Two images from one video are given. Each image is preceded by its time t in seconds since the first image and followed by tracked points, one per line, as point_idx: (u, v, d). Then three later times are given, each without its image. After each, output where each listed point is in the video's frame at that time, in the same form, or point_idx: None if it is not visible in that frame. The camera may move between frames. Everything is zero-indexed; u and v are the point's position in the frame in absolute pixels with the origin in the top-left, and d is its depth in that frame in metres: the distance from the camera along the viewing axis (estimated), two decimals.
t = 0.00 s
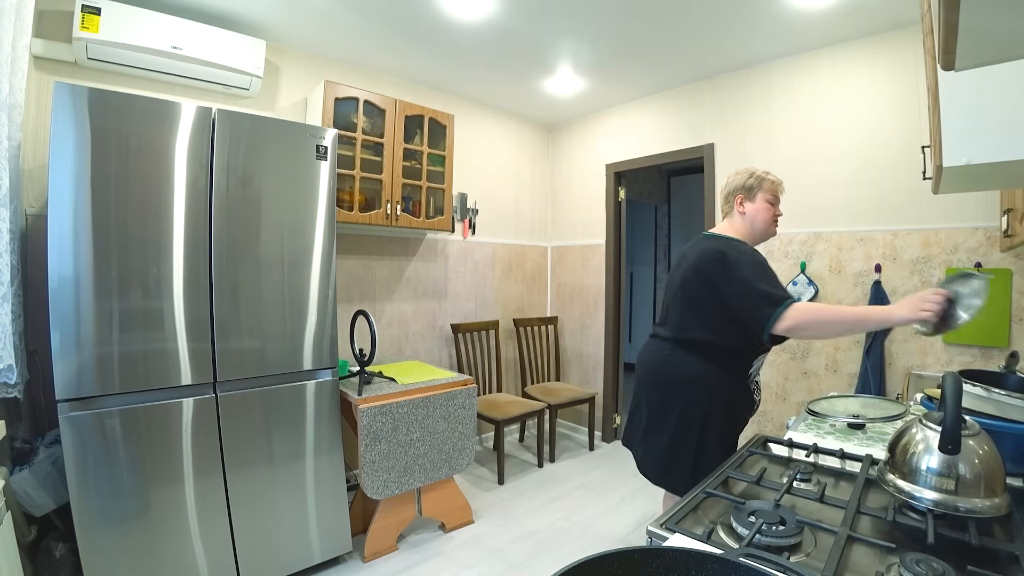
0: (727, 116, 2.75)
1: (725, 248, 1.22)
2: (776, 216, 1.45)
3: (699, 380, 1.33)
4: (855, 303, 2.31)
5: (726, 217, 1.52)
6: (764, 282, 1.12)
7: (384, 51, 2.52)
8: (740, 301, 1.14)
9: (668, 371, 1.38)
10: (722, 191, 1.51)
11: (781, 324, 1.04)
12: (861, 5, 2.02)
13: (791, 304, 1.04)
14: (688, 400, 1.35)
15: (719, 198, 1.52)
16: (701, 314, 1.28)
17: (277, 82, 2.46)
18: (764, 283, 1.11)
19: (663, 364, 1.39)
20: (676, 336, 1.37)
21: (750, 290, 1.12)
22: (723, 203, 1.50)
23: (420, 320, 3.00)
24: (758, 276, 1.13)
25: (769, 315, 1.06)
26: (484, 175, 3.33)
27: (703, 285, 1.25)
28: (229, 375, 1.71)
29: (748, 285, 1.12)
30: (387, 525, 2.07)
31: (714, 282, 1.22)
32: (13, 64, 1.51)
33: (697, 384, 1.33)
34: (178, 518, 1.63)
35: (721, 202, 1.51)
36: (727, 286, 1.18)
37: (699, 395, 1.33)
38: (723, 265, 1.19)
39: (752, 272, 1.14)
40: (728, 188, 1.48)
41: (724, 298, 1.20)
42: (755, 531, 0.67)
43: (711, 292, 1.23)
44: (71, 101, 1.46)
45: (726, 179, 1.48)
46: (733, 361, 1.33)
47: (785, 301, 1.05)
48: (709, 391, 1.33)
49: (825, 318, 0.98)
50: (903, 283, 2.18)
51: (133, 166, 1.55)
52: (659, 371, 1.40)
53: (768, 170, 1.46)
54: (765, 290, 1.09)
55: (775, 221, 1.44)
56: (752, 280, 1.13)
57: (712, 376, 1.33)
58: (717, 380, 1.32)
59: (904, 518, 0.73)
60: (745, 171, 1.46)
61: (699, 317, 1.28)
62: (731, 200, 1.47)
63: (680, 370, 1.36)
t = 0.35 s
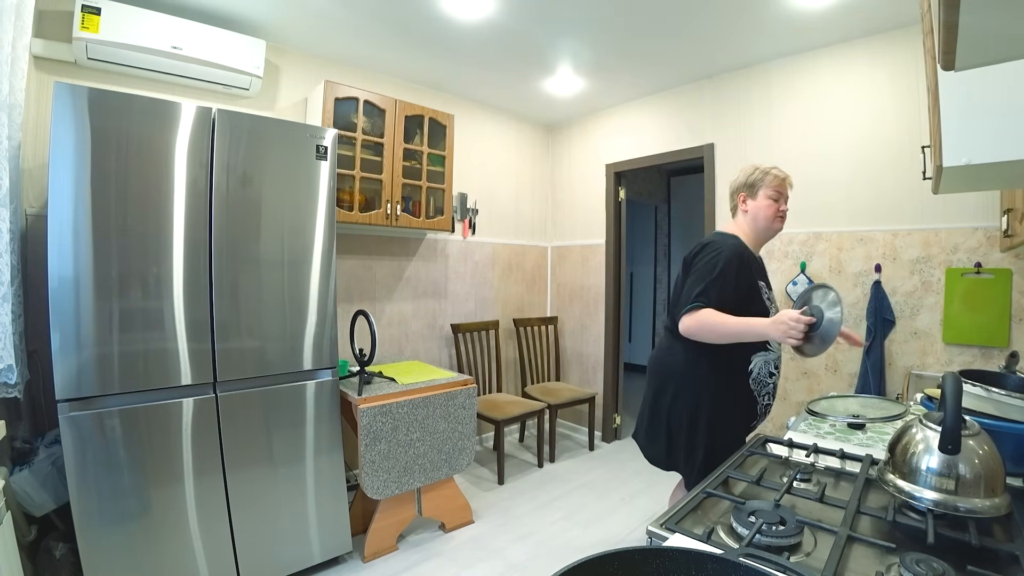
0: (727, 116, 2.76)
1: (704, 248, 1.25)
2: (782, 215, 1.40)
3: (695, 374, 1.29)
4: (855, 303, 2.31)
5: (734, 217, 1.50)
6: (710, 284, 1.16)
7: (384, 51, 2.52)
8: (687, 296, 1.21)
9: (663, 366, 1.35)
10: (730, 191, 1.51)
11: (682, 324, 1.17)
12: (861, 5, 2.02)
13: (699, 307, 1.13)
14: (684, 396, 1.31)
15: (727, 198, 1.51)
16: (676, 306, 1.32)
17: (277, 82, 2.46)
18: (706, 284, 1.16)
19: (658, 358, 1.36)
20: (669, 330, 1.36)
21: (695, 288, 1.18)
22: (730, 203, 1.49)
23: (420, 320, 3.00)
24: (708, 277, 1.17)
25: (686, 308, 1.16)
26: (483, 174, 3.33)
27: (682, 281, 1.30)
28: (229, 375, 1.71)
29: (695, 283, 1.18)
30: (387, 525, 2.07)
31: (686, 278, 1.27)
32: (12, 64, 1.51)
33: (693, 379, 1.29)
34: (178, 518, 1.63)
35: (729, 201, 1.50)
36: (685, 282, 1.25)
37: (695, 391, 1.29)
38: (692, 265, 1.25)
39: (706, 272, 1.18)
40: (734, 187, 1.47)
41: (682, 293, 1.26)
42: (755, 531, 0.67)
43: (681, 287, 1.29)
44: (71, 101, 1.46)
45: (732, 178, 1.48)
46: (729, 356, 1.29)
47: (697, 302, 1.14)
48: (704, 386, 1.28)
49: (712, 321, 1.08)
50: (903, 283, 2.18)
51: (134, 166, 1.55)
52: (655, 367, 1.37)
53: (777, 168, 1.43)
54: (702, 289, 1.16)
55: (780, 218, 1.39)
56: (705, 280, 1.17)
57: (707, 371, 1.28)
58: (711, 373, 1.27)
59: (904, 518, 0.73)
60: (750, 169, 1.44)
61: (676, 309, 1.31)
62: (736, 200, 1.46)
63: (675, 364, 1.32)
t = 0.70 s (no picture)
0: (727, 116, 2.75)
1: (703, 262, 1.19)
2: (807, 213, 1.22)
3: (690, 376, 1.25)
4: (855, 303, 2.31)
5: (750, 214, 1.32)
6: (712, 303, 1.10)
7: (384, 51, 2.52)
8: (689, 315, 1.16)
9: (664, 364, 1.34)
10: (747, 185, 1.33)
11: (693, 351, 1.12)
12: (861, 5, 2.02)
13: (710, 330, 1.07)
14: (681, 398, 1.27)
15: (743, 193, 1.34)
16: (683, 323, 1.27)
17: (277, 81, 2.46)
18: (708, 303, 1.10)
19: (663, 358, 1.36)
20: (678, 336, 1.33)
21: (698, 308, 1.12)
22: (747, 198, 1.31)
23: (420, 320, 3.00)
24: (710, 294, 1.11)
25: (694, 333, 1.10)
26: (483, 175, 3.33)
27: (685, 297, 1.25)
28: (229, 375, 1.71)
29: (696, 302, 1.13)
30: (387, 525, 2.07)
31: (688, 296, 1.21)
32: (13, 64, 1.51)
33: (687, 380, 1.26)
34: (178, 518, 1.63)
35: (746, 195, 1.32)
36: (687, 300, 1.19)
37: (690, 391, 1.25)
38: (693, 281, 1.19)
39: (706, 290, 1.12)
40: (751, 180, 1.30)
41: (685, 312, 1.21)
42: (755, 531, 0.67)
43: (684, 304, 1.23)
44: (71, 101, 1.46)
45: (750, 170, 1.30)
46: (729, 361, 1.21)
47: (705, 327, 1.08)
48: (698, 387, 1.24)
49: (723, 344, 1.03)
50: (903, 283, 2.18)
51: (134, 166, 1.55)
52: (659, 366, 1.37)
53: (801, 161, 1.25)
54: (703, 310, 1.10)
55: (804, 219, 1.21)
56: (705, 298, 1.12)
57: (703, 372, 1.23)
58: (707, 376, 1.23)
59: (904, 518, 0.73)
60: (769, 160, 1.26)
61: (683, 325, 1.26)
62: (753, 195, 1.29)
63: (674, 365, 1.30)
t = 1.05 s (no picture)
0: (727, 116, 2.76)
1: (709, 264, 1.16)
2: (815, 211, 1.22)
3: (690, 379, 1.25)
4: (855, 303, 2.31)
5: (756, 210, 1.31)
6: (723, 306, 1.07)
7: (384, 50, 2.52)
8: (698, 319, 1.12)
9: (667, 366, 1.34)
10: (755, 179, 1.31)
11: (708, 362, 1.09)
12: (861, 5, 2.02)
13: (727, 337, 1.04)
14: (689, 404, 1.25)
15: (749, 187, 1.31)
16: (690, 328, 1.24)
17: (277, 81, 2.46)
18: (720, 307, 1.07)
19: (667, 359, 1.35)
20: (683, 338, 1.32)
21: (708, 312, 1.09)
22: (753, 193, 1.30)
23: (420, 320, 3.00)
24: (723, 300, 1.08)
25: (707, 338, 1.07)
26: (483, 174, 3.33)
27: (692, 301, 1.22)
28: (229, 375, 1.71)
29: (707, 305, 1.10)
30: (387, 525, 2.07)
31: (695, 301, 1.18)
32: (12, 64, 1.51)
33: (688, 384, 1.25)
34: (177, 518, 1.63)
35: (753, 190, 1.30)
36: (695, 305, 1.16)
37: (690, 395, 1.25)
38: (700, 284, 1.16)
39: (716, 293, 1.09)
40: (760, 175, 1.28)
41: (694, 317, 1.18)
42: (755, 531, 0.67)
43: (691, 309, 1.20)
44: (71, 101, 1.46)
45: (758, 164, 1.28)
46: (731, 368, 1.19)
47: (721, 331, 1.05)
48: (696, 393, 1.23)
49: (746, 351, 1.00)
50: (903, 283, 2.18)
51: (134, 166, 1.55)
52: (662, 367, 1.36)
53: (810, 155, 1.24)
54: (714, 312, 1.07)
55: (814, 216, 1.21)
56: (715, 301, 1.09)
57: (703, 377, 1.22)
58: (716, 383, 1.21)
59: (904, 518, 0.73)
60: (778, 154, 1.24)
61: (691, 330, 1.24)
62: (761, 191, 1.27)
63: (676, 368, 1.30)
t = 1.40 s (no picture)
0: (727, 116, 2.76)
1: (719, 264, 1.12)
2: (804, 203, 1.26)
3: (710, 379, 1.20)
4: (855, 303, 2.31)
5: (747, 204, 1.32)
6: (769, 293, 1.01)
7: (384, 50, 2.52)
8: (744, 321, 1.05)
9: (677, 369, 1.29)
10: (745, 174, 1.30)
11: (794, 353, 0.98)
12: (861, 5, 2.02)
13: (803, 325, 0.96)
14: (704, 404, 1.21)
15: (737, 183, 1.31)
16: (712, 332, 1.18)
17: (277, 81, 2.46)
18: (776, 298, 1.00)
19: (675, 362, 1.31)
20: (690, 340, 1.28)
21: (756, 308, 1.02)
22: (744, 189, 1.30)
23: (420, 320, 3.00)
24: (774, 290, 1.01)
25: (777, 337, 0.99)
26: (483, 174, 3.33)
27: (708, 305, 1.16)
28: (229, 375, 1.71)
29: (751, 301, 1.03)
30: (387, 525, 2.07)
31: (720, 303, 1.12)
32: (13, 64, 1.51)
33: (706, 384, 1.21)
34: (177, 518, 1.63)
35: (743, 186, 1.31)
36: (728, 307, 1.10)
37: (709, 396, 1.20)
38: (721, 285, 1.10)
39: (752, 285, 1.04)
40: (751, 171, 1.27)
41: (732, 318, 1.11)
42: (755, 531, 0.67)
43: (717, 311, 1.14)
44: (71, 101, 1.46)
45: (749, 161, 1.27)
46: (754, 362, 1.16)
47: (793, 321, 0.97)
48: (715, 389, 1.19)
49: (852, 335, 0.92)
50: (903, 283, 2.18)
51: (134, 166, 1.55)
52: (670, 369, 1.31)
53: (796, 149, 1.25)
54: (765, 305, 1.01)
55: (805, 209, 1.25)
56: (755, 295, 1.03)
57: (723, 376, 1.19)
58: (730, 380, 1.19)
59: (904, 519, 0.73)
60: (768, 151, 1.24)
61: (714, 334, 1.17)
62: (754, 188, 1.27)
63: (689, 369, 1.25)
